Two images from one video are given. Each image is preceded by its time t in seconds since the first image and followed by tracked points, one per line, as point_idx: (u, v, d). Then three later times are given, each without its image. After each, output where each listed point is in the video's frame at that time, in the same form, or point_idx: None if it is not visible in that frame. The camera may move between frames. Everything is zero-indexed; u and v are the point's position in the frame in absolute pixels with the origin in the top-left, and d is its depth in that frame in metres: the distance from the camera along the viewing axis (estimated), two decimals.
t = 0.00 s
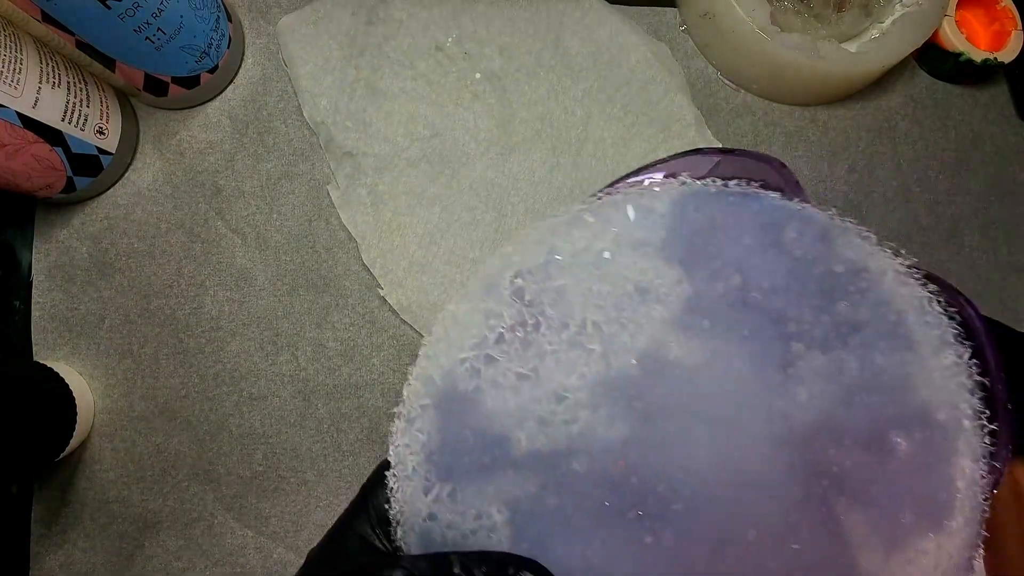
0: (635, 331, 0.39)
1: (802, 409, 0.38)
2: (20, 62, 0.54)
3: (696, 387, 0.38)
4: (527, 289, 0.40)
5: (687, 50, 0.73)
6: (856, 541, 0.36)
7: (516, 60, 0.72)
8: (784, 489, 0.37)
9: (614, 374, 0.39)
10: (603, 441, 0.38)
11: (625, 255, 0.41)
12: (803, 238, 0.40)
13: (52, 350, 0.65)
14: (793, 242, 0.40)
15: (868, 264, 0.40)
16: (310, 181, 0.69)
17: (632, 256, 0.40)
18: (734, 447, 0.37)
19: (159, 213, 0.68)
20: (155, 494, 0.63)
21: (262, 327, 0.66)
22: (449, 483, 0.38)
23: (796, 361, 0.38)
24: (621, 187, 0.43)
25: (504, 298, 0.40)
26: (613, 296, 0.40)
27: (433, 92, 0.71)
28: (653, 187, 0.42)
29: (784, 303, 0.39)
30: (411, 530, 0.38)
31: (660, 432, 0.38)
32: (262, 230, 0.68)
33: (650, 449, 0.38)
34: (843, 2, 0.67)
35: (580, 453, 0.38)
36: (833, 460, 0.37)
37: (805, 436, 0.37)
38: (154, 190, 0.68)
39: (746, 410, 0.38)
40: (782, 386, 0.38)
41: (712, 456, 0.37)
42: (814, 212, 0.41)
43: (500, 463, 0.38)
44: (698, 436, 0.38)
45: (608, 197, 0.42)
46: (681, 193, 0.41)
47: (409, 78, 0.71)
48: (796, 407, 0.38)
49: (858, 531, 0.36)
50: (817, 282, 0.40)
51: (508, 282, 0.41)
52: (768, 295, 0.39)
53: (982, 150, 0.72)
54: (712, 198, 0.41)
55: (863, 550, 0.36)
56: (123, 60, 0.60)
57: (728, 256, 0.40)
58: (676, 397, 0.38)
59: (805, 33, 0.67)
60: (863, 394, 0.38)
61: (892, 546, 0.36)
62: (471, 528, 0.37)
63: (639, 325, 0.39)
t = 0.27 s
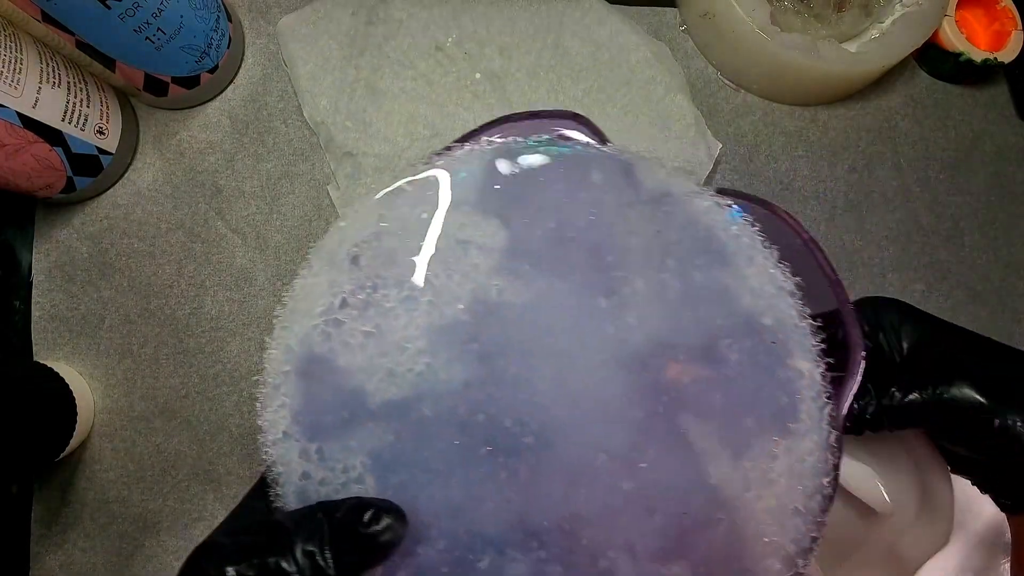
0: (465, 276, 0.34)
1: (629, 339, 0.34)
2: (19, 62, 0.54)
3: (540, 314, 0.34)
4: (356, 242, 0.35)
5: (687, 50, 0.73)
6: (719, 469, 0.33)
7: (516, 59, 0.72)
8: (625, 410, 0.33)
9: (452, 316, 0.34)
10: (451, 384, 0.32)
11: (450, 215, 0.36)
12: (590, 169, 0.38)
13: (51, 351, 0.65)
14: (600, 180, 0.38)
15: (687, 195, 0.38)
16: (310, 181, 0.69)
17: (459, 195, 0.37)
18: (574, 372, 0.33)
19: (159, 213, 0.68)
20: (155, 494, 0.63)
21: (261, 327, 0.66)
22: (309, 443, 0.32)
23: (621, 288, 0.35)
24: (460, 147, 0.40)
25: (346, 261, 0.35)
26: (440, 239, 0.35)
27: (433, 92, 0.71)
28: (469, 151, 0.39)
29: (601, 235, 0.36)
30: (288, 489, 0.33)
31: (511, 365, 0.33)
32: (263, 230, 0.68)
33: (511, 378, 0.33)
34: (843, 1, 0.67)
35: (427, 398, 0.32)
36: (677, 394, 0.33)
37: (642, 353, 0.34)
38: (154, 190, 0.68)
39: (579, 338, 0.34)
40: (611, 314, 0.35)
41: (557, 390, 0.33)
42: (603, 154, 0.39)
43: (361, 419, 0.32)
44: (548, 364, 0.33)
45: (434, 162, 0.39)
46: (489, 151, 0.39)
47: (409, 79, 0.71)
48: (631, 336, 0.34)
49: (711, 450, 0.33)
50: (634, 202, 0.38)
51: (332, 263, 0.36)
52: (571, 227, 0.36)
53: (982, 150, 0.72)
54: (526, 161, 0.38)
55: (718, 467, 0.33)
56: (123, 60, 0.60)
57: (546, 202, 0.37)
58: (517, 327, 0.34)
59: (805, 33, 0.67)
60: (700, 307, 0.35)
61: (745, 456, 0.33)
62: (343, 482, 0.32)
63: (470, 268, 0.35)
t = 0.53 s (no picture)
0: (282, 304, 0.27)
1: (461, 378, 0.27)
2: (19, 62, 0.54)
3: (363, 357, 0.27)
4: (191, 284, 0.28)
5: (687, 50, 0.73)
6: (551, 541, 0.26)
7: (516, 59, 0.72)
8: (450, 464, 0.26)
9: (266, 358, 0.26)
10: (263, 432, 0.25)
11: (272, 245, 0.28)
12: (420, 184, 0.31)
13: (52, 351, 0.65)
14: (428, 199, 0.30)
15: (507, 211, 0.31)
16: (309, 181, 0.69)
17: (279, 222, 0.29)
18: (406, 414, 0.26)
19: (159, 213, 0.68)
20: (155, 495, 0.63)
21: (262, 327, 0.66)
22: (145, 489, 0.26)
23: (452, 321, 0.28)
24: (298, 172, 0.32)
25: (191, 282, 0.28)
26: (268, 265, 0.27)
27: (433, 92, 0.71)
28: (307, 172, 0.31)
29: (445, 258, 0.29)
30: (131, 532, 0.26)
31: (337, 412, 0.26)
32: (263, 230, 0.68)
33: (337, 427, 0.26)
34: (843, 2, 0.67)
35: (246, 445, 0.25)
36: (502, 431, 0.27)
37: (471, 392, 0.27)
38: (154, 190, 0.68)
39: (409, 380, 0.27)
40: (443, 350, 0.27)
41: (387, 441, 0.26)
42: (435, 167, 0.32)
43: (189, 467, 0.25)
44: (373, 413, 0.26)
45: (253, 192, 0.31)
46: (319, 176, 0.31)
47: (409, 79, 0.71)
48: (461, 376, 0.27)
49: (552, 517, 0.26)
50: (464, 219, 0.30)
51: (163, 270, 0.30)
52: (398, 251, 0.29)
53: (982, 150, 0.72)
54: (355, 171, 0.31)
55: (549, 537, 0.26)
56: (123, 60, 0.60)
57: (377, 222, 0.29)
58: (341, 369, 0.26)
59: (805, 33, 0.67)
60: (541, 344, 0.28)
61: (581, 525, 0.27)
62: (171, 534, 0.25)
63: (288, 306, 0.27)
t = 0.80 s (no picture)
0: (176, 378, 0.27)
1: (351, 463, 0.26)
2: (19, 62, 0.54)
3: (256, 433, 0.26)
4: (98, 346, 0.28)
5: (687, 50, 0.73)
6: None
7: (516, 60, 0.72)
8: (336, 553, 0.25)
9: (164, 429, 0.26)
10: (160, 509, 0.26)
11: (167, 312, 0.28)
12: (320, 254, 0.30)
13: (50, 350, 0.66)
14: (324, 265, 0.30)
15: (405, 279, 0.31)
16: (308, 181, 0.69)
17: (178, 282, 0.29)
18: (293, 496, 0.26)
19: (158, 213, 0.68)
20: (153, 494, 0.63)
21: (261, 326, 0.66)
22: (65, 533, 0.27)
23: (344, 397, 0.27)
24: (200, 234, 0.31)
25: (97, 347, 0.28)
26: (163, 335, 0.27)
27: (433, 93, 0.71)
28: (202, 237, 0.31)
29: (336, 330, 0.28)
30: None
31: (228, 490, 0.26)
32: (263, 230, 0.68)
33: (224, 505, 0.26)
34: (843, 1, 0.67)
35: (142, 519, 0.26)
36: (393, 523, 0.26)
37: (362, 478, 0.26)
38: (153, 190, 0.68)
39: (297, 458, 0.26)
40: (331, 431, 0.26)
41: (275, 524, 0.25)
42: (335, 232, 0.31)
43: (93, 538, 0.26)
44: (265, 493, 0.26)
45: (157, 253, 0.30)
46: (222, 239, 0.30)
47: (409, 79, 0.71)
48: (351, 460, 0.26)
49: None
50: (353, 289, 0.29)
51: (72, 333, 0.30)
52: (292, 318, 0.28)
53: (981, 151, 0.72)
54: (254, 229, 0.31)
55: None
56: (123, 60, 0.60)
57: (271, 289, 0.29)
58: (234, 445, 0.26)
59: (805, 33, 0.67)
60: (433, 423, 0.27)
61: None
62: None
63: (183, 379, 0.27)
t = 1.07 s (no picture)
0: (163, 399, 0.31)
1: (314, 459, 0.31)
2: (20, 62, 0.54)
3: (233, 440, 0.31)
4: (86, 380, 0.33)
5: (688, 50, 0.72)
6: None
7: (516, 60, 0.72)
8: (309, 538, 0.30)
9: (152, 445, 0.31)
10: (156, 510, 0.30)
11: (149, 343, 0.33)
12: (280, 279, 0.35)
13: (48, 350, 0.65)
14: (283, 295, 0.34)
15: (351, 300, 0.35)
16: (308, 181, 0.69)
17: (157, 318, 0.33)
18: (267, 492, 0.30)
19: (158, 213, 0.68)
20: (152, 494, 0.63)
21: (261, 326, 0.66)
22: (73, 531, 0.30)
23: (306, 404, 0.32)
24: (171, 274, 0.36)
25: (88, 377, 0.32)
26: (147, 361, 0.32)
27: (433, 93, 0.71)
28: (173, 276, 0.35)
29: (296, 349, 0.33)
30: None
31: (213, 492, 0.30)
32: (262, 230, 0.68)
33: (208, 504, 0.30)
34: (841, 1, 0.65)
35: (138, 525, 0.30)
36: (352, 506, 0.31)
37: (325, 472, 0.31)
38: (153, 190, 0.68)
39: (269, 460, 0.31)
40: (295, 434, 0.31)
41: (256, 518, 0.30)
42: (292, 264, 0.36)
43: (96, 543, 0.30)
44: (243, 491, 0.30)
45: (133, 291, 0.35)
46: (185, 278, 0.34)
47: (409, 80, 0.71)
48: (314, 456, 0.31)
49: None
50: (305, 313, 0.34)
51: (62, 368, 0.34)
52: (258, 342, 0.33)
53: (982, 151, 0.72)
54: (223, 267, 0.35)
55: None
56: (123, 60, 0.60)
57: (239, 318, 0.33)
58: (216, 451, 0.31)
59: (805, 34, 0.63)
60: (379, 422, 0.33)
61: None
62: None
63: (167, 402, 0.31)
